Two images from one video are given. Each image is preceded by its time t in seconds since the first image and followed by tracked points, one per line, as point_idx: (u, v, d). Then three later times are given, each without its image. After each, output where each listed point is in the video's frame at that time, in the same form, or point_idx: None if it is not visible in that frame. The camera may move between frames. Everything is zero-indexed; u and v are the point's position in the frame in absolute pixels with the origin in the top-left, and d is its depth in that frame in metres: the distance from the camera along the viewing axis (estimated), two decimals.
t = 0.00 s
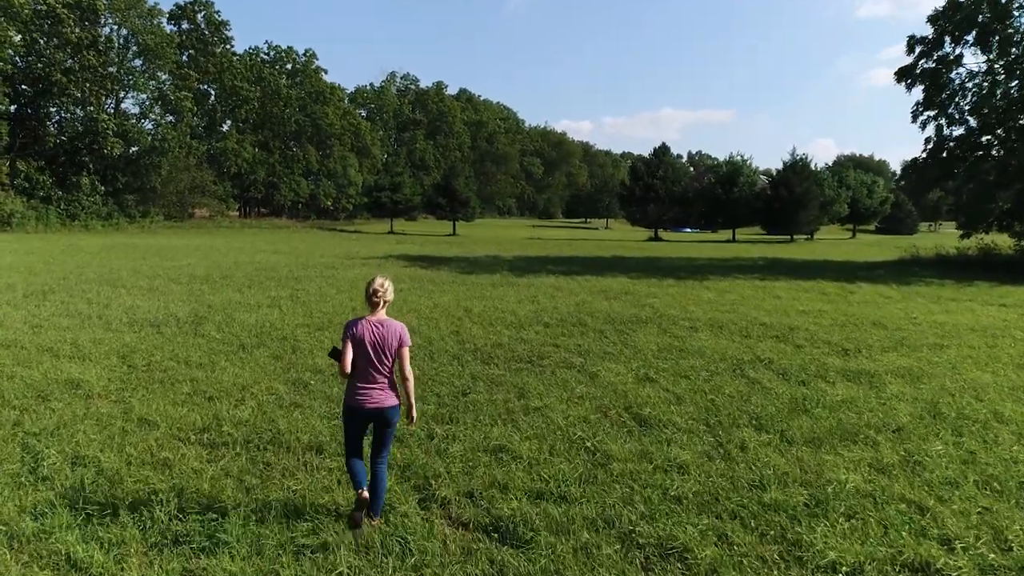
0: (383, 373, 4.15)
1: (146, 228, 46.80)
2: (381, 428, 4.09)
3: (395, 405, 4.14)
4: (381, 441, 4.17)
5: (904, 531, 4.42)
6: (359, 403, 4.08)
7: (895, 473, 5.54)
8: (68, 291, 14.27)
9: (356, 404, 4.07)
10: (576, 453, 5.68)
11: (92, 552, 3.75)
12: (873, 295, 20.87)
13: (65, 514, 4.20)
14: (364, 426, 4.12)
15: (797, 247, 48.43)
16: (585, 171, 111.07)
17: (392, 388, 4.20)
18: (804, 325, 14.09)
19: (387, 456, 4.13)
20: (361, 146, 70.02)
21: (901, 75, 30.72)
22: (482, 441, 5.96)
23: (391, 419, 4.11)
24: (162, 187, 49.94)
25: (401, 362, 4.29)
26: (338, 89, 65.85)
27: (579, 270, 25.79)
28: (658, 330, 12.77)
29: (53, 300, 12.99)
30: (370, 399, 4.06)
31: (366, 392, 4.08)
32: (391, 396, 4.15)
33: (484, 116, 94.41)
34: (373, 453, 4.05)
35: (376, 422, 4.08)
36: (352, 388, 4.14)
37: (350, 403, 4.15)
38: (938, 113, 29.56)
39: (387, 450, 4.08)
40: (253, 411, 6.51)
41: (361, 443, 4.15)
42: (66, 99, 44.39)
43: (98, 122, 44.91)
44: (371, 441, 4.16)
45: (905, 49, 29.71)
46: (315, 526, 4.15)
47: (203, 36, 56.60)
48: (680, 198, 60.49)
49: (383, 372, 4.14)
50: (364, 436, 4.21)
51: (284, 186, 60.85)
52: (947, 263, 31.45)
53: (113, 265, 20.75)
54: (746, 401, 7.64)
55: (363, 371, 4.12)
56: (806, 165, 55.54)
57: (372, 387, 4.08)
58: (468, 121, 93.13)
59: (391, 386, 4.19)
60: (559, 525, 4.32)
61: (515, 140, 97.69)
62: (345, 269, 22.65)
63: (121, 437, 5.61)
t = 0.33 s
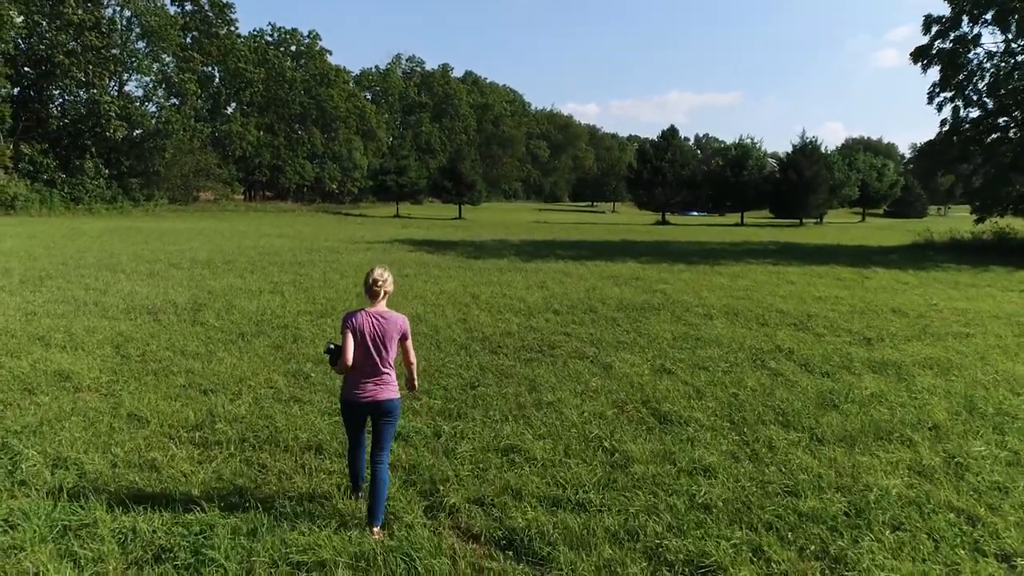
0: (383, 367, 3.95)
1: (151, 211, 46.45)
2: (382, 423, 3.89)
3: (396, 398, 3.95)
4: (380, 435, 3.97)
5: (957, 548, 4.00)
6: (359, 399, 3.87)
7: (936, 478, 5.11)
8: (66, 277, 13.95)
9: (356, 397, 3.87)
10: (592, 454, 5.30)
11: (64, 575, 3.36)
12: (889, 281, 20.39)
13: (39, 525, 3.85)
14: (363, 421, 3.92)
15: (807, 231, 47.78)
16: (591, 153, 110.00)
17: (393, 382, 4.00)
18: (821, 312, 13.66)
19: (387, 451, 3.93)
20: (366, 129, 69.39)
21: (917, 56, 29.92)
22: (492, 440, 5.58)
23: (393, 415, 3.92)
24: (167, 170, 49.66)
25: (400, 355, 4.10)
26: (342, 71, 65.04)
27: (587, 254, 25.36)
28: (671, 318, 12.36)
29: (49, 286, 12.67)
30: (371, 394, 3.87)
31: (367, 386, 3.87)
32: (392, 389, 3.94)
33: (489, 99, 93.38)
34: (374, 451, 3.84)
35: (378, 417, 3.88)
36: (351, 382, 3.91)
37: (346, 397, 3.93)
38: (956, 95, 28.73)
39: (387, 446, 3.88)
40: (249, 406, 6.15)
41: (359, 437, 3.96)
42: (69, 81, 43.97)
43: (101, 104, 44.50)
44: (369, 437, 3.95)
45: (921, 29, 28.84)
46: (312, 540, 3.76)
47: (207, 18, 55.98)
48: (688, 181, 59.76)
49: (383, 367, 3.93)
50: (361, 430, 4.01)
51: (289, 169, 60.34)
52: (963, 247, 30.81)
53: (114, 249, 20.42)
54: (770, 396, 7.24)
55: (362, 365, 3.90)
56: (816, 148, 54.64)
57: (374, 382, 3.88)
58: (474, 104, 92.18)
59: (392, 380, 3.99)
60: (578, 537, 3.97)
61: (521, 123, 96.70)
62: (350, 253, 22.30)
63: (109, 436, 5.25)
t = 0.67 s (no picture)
0: (373, 353, 3.92)
1: (151, 197, 45.96)
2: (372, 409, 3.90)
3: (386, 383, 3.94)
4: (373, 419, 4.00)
5: None
6: (349, 384, 3.89)
7: (985, 490, 4.70)
8: (59, 265, 13.57)
9: (346, 382, 3.87)
10: (608, 461, 4.93)
11: None
12: (902, 269, 19.94)
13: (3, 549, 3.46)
14: (352, 407, 3.93)
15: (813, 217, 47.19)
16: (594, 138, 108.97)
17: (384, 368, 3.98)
18: (835, 302, 13.25)
19: (380, 434, 3.98)
20: (367, 114, 68.63)
21: (929, 39, 29.23)
22: (501, 444, 5.18)
23: (383, 399, 3.92)
24: (166, 155, 49.02)
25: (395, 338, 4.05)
26: (343, 55, 64.20)
27: (591, 241, 24.92)
28: (680, 308, 11.98)
29: (40, 274, 12.29)
30: (360, 380, 3.86)
31: (356, 372, 3.86)
32: (382, 376, 3.92)
33: (491, 83, 92.38)
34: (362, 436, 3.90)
35: (366, 402, 3.87)
36: (341, 367, 3.91)
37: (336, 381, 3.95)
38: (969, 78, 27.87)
39: (380, 431, 3.93)
40: (240, 406, 5.76)
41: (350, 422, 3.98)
42: (67, 65, 43.36)
43: (99, 88, 43.91)
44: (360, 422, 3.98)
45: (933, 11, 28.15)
46: (302, 567, 3.41)
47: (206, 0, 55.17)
48: (692, 166, 59.08)
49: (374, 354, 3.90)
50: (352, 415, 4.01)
51: (290, 154, 59.68)
52: (974, 234, 30.27)
53: (110, 236, 20.03)
54: (793, 394, 6.86)
55: (351, 349, 3.90)
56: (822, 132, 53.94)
57: (363, 367, 3.86)
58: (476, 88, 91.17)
59: (385, 365, 3.95)
60: (596, 559, 3.62)
61: (524, 107, 95.73)
62: (351, 240, 21.89)
63: (88, 442, 4.88)
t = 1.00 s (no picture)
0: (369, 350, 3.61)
1: (152, 181, 45.51)
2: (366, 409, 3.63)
3: (385, 383, 3.63)
4: (369, 418, 3.72)
5: None
6: (344, 384, 3.60)
7: None
8: (53, 251, 13.21)
9: (339, 381, 3.59)
10: (626, 468, 4.57)
11: None
12: (915, 255, 19.49)
13: None
14: (346, 408, 3.64)
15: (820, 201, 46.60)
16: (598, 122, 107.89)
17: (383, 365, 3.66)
18: (850, 291, 12.83)
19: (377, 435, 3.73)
20: (369, 98, 67.91)
21: (942, 20, 28.38)
22: (509, 448, 4.82)
23: (378, 398, 3.63)
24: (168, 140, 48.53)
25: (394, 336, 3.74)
26: (345, 38, 63.40)
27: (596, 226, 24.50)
28: (691, 296, 11.61)
29: (33, 261, 11.94)
30: (352, 378, 3.57)
31: (348, 371, 3.58)
32: (377, 374, 3.62)
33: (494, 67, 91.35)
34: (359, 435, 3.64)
35: (361, 400, 3.60)
36: (336, 365, 3.64)
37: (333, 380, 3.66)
38: (983, 61, 26.04)
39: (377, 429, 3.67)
40: (232, 405, 5.37)
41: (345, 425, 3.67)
42: (66, 48, 42.82)
43: (100, 70, 43.41)
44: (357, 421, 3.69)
45: None
46: None
47: None
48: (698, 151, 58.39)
49: (367, 351, 3.60)
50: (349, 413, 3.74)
51: (292, 138, 59.10)
52: (986, 219, 29.69)
53: (108, 221, 19.66)
54: (818, 392, 6.48)
55: (345, 347, 3.61)
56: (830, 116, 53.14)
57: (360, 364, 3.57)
58: (479, 72, 90.29)
59: (381, 363, 3.65)
60: None
61: (527, 92, 94.82)
62: (353, 225, 21.50)
63: (65, 446, 4.48)
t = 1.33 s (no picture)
0: (375, 329, 3.63)
1: (158, 163, 44.96)
2: (375, 390, 3.61)
3: (391, 361, 3.65)
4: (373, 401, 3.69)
5: None
6: (350, 364, 3.58)
7: None
8: (53, 236, 12.96)
9: (345, 361, 3.58)
10: (651, 477, 4.22)
11: None
12: (936, 240, 18.94)
13: None
14: (352, 387, 3.63)
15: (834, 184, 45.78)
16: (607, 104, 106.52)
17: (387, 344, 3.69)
18: (873, 278, 12.39)
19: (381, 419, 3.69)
20: (377, 79, 67.13)
21: None
22: (525, 453, 4.49)
23: (386, 379, 3.62)
24: (175, 121, 47.70)
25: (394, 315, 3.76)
26: (352, 18, 62.70)
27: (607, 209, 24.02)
28: (708, 283, 11.22)
29: (33, 246, 11.68)
30: (360, 358, 3.56)
31: (357, 350, 3.57)
32: (386, 353, 3.64)
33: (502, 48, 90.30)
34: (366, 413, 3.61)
35: (368, 380, 3.59)
36: (340, 345, 3.62)
37: (337, 360, 3.61)
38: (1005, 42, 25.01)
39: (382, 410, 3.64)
40: (227, 404, 5.05)
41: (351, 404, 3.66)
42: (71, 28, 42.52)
43: (105, 51, 43.05)
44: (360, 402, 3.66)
45: None
46: None
47: None
48: (709, 132, 57.51)
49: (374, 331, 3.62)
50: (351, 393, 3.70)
51: (300, 120, 58.37)
52: (1006, 203, 28.95)
53: (112, 204, 19.39)
54: (850, 389, 6.10)
55: (351, 327, 3.60)
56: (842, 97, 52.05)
57: (368, 344, 3.56)
58: (487, 53, 89.37)
59: (385, 341, 3.68)
60: None
61: (536, 73, 93.72)
62: (359, 208, 21.15)
63: (47, 451, 4.16)
